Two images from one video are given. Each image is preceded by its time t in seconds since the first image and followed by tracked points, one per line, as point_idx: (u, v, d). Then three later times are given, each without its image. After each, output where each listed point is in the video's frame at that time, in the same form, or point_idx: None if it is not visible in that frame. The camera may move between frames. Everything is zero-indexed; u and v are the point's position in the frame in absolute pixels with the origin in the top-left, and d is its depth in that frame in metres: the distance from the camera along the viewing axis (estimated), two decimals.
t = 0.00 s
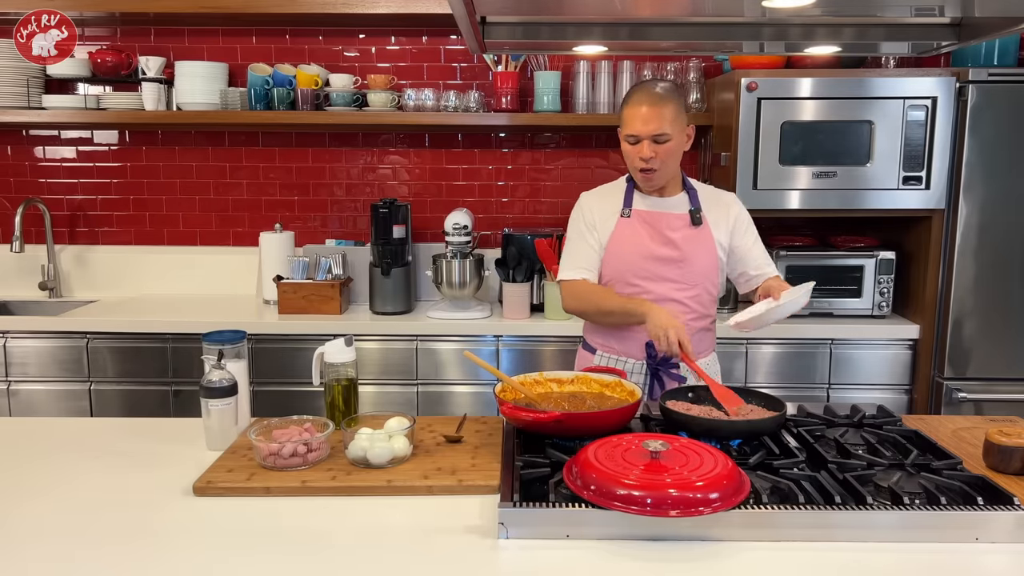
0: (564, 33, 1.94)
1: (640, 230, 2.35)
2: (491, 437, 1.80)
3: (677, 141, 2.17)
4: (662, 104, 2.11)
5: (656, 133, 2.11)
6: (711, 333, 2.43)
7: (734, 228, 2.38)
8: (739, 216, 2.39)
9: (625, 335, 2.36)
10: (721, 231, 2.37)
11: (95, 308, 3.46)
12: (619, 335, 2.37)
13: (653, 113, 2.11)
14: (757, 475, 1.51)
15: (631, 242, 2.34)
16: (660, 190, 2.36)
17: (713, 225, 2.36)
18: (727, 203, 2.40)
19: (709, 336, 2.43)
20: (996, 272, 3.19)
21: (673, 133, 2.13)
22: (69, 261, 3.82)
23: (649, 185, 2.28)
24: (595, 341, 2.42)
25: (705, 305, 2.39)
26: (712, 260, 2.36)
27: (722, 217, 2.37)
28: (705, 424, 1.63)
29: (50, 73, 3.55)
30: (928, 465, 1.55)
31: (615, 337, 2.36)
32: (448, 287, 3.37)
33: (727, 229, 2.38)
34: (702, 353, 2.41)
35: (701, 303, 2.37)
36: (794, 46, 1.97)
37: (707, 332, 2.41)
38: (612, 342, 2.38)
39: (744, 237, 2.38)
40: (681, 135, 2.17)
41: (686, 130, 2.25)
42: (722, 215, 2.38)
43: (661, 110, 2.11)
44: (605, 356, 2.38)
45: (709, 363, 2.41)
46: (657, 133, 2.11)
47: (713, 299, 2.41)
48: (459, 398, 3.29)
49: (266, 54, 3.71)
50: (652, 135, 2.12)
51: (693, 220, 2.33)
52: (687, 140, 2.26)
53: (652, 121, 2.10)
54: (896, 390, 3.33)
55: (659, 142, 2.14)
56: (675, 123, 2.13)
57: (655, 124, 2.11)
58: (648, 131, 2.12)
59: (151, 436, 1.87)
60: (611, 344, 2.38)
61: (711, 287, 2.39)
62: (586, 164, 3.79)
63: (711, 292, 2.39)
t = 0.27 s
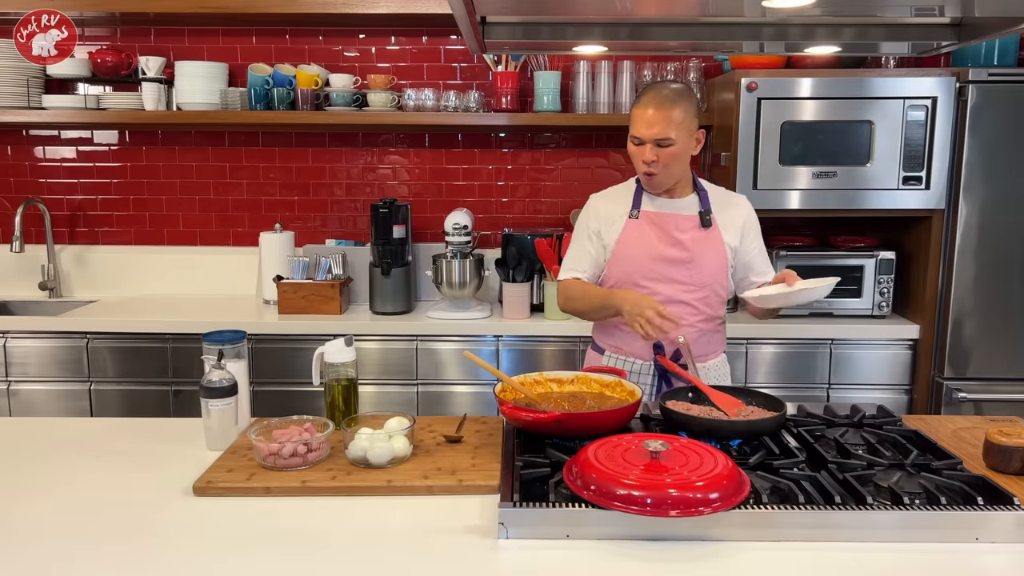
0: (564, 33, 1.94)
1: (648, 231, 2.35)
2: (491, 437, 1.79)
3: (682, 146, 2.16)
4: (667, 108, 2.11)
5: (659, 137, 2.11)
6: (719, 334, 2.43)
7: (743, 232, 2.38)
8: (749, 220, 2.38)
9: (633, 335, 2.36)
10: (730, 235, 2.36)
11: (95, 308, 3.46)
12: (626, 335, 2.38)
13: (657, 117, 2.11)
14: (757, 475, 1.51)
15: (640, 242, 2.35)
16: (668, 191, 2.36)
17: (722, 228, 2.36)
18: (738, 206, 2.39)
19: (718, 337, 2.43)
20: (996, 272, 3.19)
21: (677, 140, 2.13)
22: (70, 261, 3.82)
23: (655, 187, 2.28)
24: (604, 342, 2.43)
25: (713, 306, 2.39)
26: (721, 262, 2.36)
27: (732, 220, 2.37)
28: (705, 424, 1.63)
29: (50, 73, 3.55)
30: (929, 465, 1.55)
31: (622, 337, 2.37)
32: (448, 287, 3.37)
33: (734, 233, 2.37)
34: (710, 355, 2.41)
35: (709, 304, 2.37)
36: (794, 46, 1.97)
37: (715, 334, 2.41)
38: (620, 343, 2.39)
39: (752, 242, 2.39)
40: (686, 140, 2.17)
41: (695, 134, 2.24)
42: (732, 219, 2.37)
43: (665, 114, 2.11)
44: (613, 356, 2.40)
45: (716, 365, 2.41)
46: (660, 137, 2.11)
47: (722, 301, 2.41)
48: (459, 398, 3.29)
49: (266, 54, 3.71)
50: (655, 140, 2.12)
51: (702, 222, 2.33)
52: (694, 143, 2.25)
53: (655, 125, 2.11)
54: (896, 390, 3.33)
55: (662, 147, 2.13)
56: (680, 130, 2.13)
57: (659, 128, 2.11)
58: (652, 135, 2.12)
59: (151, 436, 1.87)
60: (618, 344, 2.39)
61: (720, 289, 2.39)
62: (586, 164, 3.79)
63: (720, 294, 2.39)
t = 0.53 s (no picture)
0: (564, 33, 1.94)
1: (646, 233, 2.37)
2: (491, 437, 1.79)
3: (684, 138, 2.17)
4: (669, 97, 2.15)
5: (659, 124, 2.14)
6: (716, 339, 2.39)
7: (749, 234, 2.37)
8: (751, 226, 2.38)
9: (624, 334, 2.39)
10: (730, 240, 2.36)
11: (95, 308, 3.46)
12: (619, 333, 2.40)
13: (659, 106, 2.15)
14: (757, 475, 1.51)
15: (636, 243, 2.37)
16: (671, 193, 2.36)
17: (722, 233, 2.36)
18: (743, 211, 2.39)
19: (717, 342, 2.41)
20: (996, 272, 3.19)
21: (679, 129, 2.15)
22: (69, 261, 3.82)
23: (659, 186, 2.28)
24: (602, 336, 2.48)
25: (708, 312, 2.36)
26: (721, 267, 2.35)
27: (733, 226, 2.37)
28: (705, 424, 1.63)
29: (50, 73, 3.56)
30: (928, 465, 1.55)
31: (615, 336, 2.40)
32: (448, 287, 3.37)
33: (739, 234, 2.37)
34: (704, 360, 2.38)
35: (703, 309, 2.35)
36: (794, 46, 1.97)
37: (710, 339, 2.38)
38: (613, 340, 2.42)
39: (758, 245, 2.39)
40: (689, 134, 2.18)
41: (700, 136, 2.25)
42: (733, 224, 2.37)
43: (668, 104, 2.15)
44: (605, 352, 2.43)
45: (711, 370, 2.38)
46: (660, 123, 2.14)
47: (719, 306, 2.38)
48: (459, 398, 3.29)
49: (266, 54, 3.71)
50: (656, 126, 2.14)
51: (702, 228, 2.33)
52: (699, 145, 2.26)
53: (656, 112, 2.14)
54: (896, 390, 3.33)
55: (665, 135, 2.15)
56: (683, 120, 2.15)
57: (660, 115, 2.14)
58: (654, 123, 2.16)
59: (151, 436, 1.87)
60: (612, 341, 2.43)
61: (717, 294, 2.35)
62: (586, 164, 3.79)
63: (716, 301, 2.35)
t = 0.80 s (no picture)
0: (564, 33, 1.94)
1: (620, 233, 2.39)
2: (491, 437, 1.79)
3: (665, 134, 2.20)
4: (652, 94, 2.18)
5: (643, 118, 2.16)
6: (696, 338, 2.36)
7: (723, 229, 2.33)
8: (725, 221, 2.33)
9: (604, 333, 2.41)
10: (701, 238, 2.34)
11: (95, 308, 3.46)
12: (599, 334, 2.42)
13: (642, 102, 2.17)
14: (756, 475, 1.51)
15: (611, 244, 2.39)
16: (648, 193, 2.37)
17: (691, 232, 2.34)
18: (717, 207, 2.34)
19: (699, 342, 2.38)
20: (996, 272, 3.19)
21: (661, 124, 2.17)
22: (69, 261, 3.82)
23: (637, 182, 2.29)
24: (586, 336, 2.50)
25: (684, 310, 2.34)
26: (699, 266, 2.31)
27: (704, 223, 2.34)
28: (705, 424, 1.63)
29: (50, 73, 3.56)
30: (929, 465, 1.55)
31: (595, 335, 2.43)
32: (448, 287, 3.37)
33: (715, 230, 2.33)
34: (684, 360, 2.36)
35: (680, 308, 2.33)
36: (794, 46, 1.97)
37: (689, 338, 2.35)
38: (594, 339, 2.45)
39: (736, 239, 2.32)
40: (669, 130, 2.21)
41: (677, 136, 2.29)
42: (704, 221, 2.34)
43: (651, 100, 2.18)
44: (587, 352, 2.46)
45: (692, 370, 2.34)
46: (644, 117, 2.16)
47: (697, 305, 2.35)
48: (459, 398, 3.29)
49: (266, 54, 3.71)
50: (640, 120, 2.16)
51: (669, 226, 2.33)
52: (677, 144, 2.29)
53: (640, 107, 2.17)
54: (895, 390, 3.33)
55: (647, 130, 2.17)
56: (664, 116, 2.18)
57: (644, 109, 2.16)
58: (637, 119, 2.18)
59: (151, 436, 1.87)
60: (593, 340, 2.45)
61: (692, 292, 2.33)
62: (586, 164, 3.79)
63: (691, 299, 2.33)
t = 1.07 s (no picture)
0: (564, 33, 1.94)
1: (570, 230, 2.41)
2: (491, 437, 1.79)
3: (609, 136, 2.23)
4: (596, 98, 2.20)
5: (586, 122, 2.19)
6: (639, 335, 2.34)
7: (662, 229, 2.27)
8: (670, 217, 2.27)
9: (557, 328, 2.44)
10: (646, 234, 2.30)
11: (95, 308, 3.46)
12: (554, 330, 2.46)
13: (585, 106, 2.20)
14: (756, 475, 1.51)
15: (562, 241, 2.41)
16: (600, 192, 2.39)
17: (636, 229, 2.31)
18: (663, 203, 2.29)
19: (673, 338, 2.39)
20: (996, 272, 3.19)
21: (603, 124, 2.20)
22: (69, 261, 3.82)
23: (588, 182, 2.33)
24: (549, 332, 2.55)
25: (627, 307, 2.32)
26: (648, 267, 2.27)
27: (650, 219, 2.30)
28: (705, 424, 1.63)
29: (50, 73, 3.56)
30: (929, 465, 1.55)
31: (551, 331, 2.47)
32: (448, 287, 3.38)
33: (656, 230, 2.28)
34: (624, 356, 2.35)
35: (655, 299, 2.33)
36: (794, 46, 1.97)
37: (631, 334, 2.33)
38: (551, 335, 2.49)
39: (680, 236, 2.26)
40: (614, 132, 2.23)
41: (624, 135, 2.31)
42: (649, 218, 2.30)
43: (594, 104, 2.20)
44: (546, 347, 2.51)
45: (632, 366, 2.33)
46: (586, 122, 2.19)
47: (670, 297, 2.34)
48: (459, 398, 3.29)
49: (266, 54, 3.71)
50: (582, 124, 2.20)
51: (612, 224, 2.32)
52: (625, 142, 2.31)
53: (583, 112, 2.20)
54: (895, 390, 3.33)
55: (589, 132, 2.20)
56: (606, 116, 2.21)
57: (585, 113, 2.20)
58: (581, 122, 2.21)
59: (151, 436, 1.87)
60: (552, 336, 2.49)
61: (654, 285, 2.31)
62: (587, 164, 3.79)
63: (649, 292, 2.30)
